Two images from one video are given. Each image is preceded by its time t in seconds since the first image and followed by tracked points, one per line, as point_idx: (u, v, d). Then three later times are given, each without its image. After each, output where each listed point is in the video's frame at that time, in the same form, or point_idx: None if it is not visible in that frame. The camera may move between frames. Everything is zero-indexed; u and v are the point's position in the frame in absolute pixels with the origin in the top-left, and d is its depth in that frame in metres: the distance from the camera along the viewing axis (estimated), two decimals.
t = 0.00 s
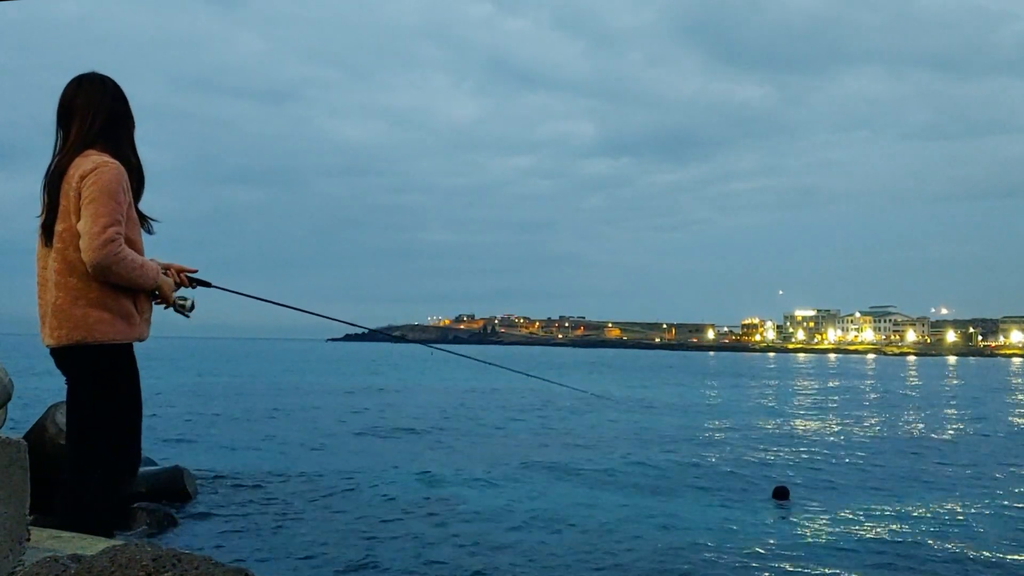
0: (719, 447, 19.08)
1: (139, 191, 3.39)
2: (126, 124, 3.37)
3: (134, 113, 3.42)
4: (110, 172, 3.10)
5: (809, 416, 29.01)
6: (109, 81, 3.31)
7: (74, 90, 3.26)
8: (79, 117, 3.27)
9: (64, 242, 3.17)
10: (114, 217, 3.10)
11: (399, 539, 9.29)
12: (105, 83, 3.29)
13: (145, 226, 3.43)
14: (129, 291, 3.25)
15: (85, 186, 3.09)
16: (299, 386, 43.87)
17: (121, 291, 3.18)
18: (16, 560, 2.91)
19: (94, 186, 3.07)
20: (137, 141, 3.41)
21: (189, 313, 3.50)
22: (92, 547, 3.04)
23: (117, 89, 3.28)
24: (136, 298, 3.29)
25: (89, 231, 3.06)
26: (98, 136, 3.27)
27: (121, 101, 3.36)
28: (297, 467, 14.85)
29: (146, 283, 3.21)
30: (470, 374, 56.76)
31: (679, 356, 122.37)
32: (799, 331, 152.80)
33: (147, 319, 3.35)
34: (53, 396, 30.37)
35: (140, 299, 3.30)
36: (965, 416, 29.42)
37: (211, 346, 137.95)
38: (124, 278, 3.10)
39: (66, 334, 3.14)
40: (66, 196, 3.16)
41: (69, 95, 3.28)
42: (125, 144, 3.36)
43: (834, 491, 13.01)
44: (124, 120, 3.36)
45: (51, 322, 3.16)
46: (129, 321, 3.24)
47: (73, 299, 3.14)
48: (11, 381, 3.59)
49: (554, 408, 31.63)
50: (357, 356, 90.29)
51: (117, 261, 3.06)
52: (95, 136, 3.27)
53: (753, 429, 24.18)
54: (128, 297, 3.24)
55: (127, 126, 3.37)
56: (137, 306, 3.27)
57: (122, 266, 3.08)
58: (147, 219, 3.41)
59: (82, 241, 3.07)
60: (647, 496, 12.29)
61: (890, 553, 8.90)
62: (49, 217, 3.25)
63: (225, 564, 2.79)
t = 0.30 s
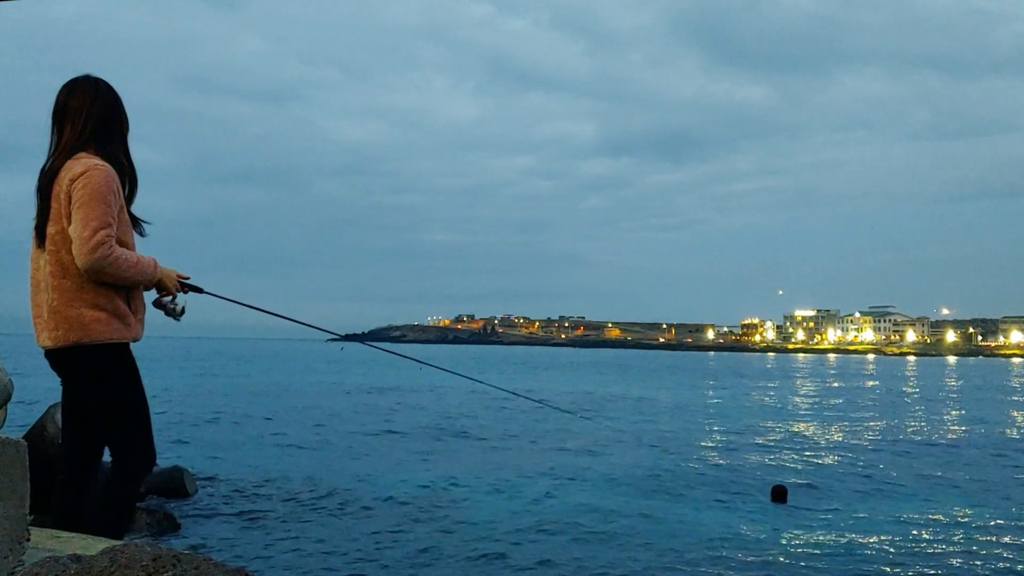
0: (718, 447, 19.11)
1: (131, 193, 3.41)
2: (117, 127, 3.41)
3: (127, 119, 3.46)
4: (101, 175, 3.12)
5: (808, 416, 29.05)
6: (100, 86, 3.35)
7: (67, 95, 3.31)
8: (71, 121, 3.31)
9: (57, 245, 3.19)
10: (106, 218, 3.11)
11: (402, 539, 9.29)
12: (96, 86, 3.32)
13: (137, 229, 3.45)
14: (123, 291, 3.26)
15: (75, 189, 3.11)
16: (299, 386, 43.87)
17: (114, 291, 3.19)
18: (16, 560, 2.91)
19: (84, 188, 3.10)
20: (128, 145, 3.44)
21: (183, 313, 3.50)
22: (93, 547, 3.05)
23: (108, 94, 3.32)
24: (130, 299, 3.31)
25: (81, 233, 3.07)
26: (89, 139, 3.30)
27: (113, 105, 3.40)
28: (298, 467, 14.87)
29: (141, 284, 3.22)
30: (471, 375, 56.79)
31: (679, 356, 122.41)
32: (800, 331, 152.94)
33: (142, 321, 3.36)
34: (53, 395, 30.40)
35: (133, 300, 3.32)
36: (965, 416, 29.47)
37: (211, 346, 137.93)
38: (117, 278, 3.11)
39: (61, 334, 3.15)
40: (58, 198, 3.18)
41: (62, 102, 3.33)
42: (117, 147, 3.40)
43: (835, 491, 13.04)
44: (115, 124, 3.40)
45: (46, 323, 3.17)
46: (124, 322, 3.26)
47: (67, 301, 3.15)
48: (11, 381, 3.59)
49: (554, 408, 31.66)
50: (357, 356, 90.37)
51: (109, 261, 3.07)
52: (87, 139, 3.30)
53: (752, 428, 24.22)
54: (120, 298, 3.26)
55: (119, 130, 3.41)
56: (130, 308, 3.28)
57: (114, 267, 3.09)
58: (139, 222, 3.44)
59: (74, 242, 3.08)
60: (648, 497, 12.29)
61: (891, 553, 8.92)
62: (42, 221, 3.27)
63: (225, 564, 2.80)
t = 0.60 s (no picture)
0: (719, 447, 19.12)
1: (128, 193, 3.40)
2: (113, 127, 3.40)
3: (123, 118, 3.46)
4: (98, 175, 3.11)
5: (808, 416, 29.06)
6: (94, 85, 3.34)
7: (63, 96, 3.30)
8: (65, 120, 3.31)
9: (56, 245, 3.19)
10: (105, 218, 3.10)
11: (403, 538, 9.29)
12: (89, 85, 3.31)
13: (134, 228, 3.45)
14: (123, 291, 3.26)
15: (74, 188, 3.11)
16: (299, 386, 43.87)
17: (114, 290, 3.18)
18: (16, 560, 2.90)
19: (83, 189, 3.09)
20: (123, 143, 3.42)
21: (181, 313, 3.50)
22: (93, 547, 3.04)
23: (102, 91, 3.31)
24: (129, 296, 3.30)
25: (81, 232, 3.07)
26: (85, 139, 3.30)
27: (109, 103, 3.39)
28: (298, 467, 14.87)
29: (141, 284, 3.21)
30: (471, 375, 56.80)
31: (679, 356, 122.44)
32: (799, 331, 153.06)
33: (141, 320, 3.35)
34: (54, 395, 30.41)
35: (131, 299, 3.30)
36: (965, 416, 29.50)
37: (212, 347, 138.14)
38: (118, 275, 3.10)
39: (63, 333, 3.15)
40: (57, 197, 3.18)
41: (59, 103, 3.32)
42: (112, 144, 3.38)
43: (836, 491, 13.04)
44: (111, 123, 3.39)
45: (47, 322, 3.16)
46: (123, 320, 3.25)
47: (66, 300, 3.15)
48: (11, 380, 3.57)
49: (555, 408, 31.69)
50: (357, 356, 90.47)
51: (109, 260, 3.06)
52: (83, 139, 3.30)
53: (752, 428, 24.23)
54: (120, 296, 3.25)
55: (114, 128, 3.40)
56: (130, 306, 3.28)
57: (114, 265, 3.08)
58: (135, 221, 3.44)
59: (74, 241, 3.08)
60: (649, 496, 12.29)
61: (894, 553, 8.91)
62: (40, 221, 3.27)
63: (225, 564, 2.79)
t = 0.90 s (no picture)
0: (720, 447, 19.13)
1: (128, 193, 3.41)
2: (111, 127, 3.40)
3: (122, 118, 3.46)
4: (98, 175, 3.11)
5: (809, 416, 29.07)
6: (91, 84, 3.33)
7: (61, 96, 3.30)
8: (63, 120, 3.31)
9: (56, 245, 3.18)
10: (106, 218, 3.10)
11: (405, 538, 9.28)
12: (86, 85, 3.31)
13: (134, 228, 3.45)
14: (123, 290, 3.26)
15: (74, 188, 3.11)
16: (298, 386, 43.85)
17: (114, 290, 3.18)
18: (16, 560, 2.90)
19: (83, 189, 3.09)
20: (122, 143, 3.43)
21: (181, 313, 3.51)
22: (93, 547, 3.04)
23: (99, 91, 3.31)
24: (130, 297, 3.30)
25: (82, 232, 3.07)
26: (84, 139, 3.30)
27: (107, 103, 3.39)
28: (298, 467, 14.87)
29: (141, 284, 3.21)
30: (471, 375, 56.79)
31: (679, 356, 122.44)
32: (799, 330, 153.15)
33: (141, 320, 3.36)
34: (54, 395, 30.43)
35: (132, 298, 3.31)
36: (965, 416, 29.52)
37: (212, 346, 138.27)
38: (118, 276, 3.10)
39: (63, 334, 3.15)
40: (57, 197, 3.17)
41: (57, 103, 3.32)
42: (110, 144, 3.38)
43: (837, 490, 13.05)
44: (109, 123, 3.39)
45: (48, 323, 3.16)
46: (124, 321, 3.25)
47: (67, 300, 3.15)
48: (11, 380, 3.57)
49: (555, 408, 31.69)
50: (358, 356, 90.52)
51: (111, 260, 3.06)
52: (81, 139, 3.30)
53: (752, 428, 24.24)
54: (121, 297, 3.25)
55: (111, 129, 3.40)
56: (130, 306, 3.28)
57: (115, 265, 3.08)
58: (135, 222, 3.44)
59: (75, 242, 3.08)
60: (652, 496, 12.29)
61: (897, 553, 8.90)
62: (39, 220, 3.27)
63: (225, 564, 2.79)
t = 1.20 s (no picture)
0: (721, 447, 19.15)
1: (129, 193, 3.40)
2: (113, 127, 3.39)
3: (124, 118, 3.46)
4: (99, 174, 3.11)
5: (809, 416, 29.11)
6: (92, 83, 3.32)
7: (61, 95, 3.29)
8: (64, 119, 3.30)
9: (57, 245, 3.18)
10: (106, 217, 3.10)
11: (406, 539, 9.27)
12: (87, 84, 3.30)
13: (136, 228, 3.45)
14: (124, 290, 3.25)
15: (74, 188, 3.10)
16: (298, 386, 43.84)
17: (115, 289, 3.17)
18: (16, 560, 2.89)
19: (83, 188, 3.08)
20: (123, 143, 3.42)
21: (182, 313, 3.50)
22: (93, 547, 3.03)
23: (100, 90, 3.30)
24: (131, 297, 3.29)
25: (83, 231, 3.06)
26: (84, 138, 3.29)
27: (107, 102, 3.38)
28: (300, 467, 14.88)
29: (141, 284, 3.21)
30: (471, 376, 56.80)
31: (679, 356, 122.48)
32: (799, 330, 153.22)
33: (143, 320, 3.35)
34: (54, 395, 30.45)
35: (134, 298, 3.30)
36: (965, 416, 29.58)
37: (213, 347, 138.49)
38: (119, 274, 3.10)
39: (63, 333, 3.14)
40: (58, 196, 3.17)
41: (58, 102, 3.31)
42: (111, 143, 3.37)
43: (838, 490, 13.06)
44: (111, 123, 3.39)
45: (48, 322, 3.15)
46: (124, 320, 3.25)
47: (67, 299, 3.14)
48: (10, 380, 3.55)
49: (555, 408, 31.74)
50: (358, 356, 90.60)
51: (111, 259, 3.06)
52: (82, 138, 3.29)
53: (753, 429, 24.27)
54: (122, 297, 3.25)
55: (112, 128, 3.39)
56: (131, 306, 3.27)
57: (115, 264, 3.07)
58: (137, 222, 3.44)
59: (75, 241, 3.07)
60: (653, 496, 12.29)
61: (899, 554, 8.89)
62: (41, 221, 3.26)
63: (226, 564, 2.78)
